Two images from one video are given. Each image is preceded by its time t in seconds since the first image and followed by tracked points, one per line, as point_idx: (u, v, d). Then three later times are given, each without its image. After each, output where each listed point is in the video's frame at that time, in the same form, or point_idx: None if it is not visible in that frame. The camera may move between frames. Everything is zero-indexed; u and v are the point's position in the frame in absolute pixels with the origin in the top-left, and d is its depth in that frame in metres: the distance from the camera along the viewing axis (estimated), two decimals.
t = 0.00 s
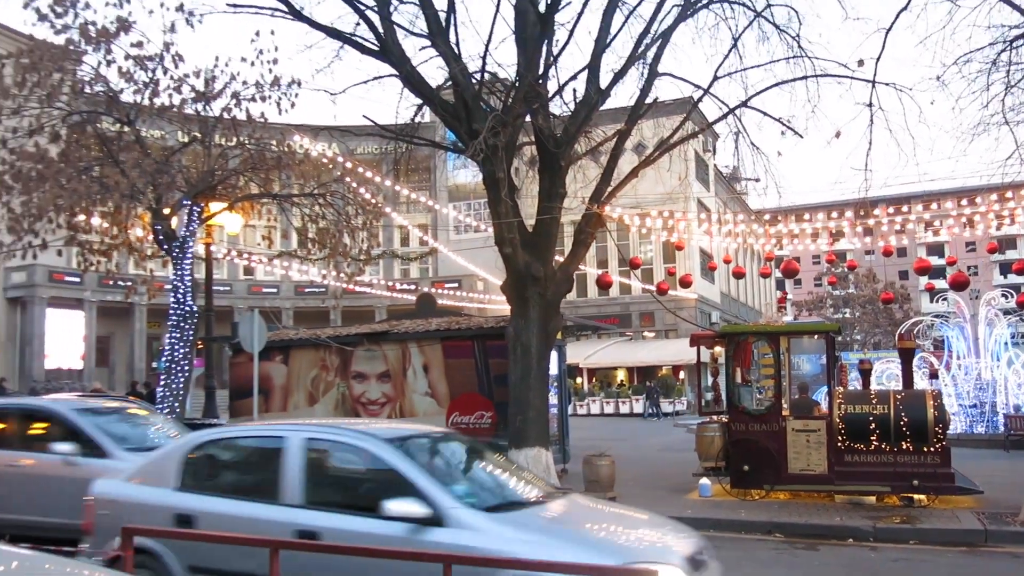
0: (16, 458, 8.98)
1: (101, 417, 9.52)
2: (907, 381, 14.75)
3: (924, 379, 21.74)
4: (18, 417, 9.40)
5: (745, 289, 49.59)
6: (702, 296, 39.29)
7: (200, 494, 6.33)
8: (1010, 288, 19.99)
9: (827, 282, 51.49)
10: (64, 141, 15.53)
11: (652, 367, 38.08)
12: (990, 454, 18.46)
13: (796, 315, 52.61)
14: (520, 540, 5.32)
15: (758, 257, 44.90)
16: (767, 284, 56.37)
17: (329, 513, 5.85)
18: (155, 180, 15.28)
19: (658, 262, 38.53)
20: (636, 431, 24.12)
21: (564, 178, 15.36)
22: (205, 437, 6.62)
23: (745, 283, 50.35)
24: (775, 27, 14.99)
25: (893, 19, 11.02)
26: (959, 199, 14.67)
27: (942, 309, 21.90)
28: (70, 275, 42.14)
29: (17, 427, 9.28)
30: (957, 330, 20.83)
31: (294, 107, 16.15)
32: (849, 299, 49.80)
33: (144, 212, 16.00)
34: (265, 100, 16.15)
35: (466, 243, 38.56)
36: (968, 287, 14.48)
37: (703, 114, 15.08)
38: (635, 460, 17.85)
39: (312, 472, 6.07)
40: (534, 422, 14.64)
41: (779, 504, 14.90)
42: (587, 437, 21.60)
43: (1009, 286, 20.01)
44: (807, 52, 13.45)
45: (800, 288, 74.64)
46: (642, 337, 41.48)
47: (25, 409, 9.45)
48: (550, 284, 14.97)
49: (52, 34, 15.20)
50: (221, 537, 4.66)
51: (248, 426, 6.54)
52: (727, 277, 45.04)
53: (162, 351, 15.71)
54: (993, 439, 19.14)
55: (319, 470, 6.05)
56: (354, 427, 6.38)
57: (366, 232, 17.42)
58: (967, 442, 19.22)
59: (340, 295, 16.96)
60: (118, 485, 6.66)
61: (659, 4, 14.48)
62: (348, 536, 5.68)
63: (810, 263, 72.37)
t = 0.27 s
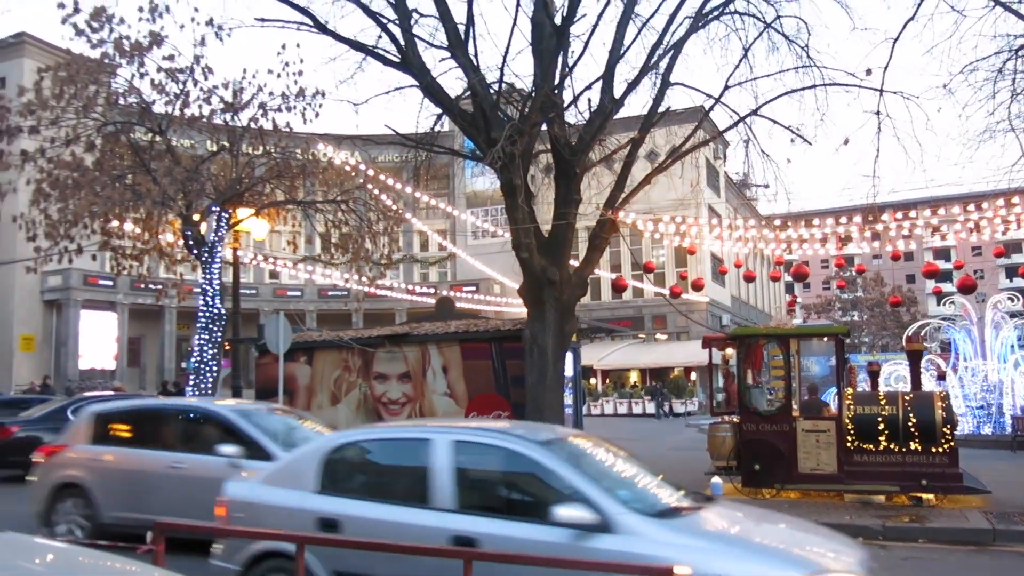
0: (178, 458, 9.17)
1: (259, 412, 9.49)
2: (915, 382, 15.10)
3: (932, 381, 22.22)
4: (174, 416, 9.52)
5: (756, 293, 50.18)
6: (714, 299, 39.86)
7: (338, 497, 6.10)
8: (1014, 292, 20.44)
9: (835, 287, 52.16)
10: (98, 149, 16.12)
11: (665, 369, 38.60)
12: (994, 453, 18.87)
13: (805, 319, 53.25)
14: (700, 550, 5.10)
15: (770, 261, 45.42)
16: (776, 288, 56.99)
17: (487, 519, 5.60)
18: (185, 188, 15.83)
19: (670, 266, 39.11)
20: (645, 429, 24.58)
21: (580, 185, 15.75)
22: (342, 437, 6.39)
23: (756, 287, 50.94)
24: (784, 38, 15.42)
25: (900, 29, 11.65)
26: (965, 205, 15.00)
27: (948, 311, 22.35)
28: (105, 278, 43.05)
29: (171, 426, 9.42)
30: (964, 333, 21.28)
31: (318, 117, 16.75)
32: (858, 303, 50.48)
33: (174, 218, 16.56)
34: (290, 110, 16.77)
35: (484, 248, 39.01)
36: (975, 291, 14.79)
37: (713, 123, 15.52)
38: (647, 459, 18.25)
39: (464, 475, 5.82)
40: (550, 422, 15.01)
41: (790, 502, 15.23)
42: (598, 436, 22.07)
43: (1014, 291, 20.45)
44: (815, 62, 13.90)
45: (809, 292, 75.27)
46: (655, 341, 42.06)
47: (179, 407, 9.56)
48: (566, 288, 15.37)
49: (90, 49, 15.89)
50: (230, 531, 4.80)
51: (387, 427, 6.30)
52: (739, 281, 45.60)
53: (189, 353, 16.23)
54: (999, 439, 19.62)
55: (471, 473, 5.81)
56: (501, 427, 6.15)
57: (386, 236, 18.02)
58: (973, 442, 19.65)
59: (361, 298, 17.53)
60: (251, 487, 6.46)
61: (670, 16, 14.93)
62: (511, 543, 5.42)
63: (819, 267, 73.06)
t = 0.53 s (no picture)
0: (357, 468, 9.05)
1: (431, 423, 9.37)
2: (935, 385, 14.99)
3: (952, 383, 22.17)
4: (347, 427, 9.39)
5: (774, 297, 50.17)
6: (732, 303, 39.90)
7: (516, 510, 5.89)
8: None
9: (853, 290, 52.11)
10: (123, 160, 16.42)
11: (683, 373, 38.63)
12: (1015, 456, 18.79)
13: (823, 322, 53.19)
14: (935, 564, 4.89)
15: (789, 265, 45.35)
16: (794, 292, 56.94)
17: (693, 533, 5.41)
18: (208, 197, 16.07)
19: (686, 270, 39.22)
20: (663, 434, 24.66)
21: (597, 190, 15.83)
22: (510, 448, 6.17)
23: (774, 291, 50.94)
24: (800, 42, 15.46)
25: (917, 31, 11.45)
26: (984, 207, 14.96)
27: (968, 314, 22.28)
28: (129, 286, 43.77)
29: (343, 435, 9.37)
30: (984, 335, 21.21)
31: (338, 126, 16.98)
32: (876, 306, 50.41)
33: (197, 226, 16.83)
34: (311, 119, 16.99)
35: (502, 254, 39.18)
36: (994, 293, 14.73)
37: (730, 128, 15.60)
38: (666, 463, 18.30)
39: (658, 486, 5.65)
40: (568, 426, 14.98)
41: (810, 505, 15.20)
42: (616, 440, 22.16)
43: None
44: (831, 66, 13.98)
45: (828, 295, 75.10)
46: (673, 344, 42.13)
47: (353, 417, 9.44)
48: (583, 292, 15.42)
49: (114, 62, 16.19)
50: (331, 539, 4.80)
51: (559, 436, 6.13)
52: (757, 285, 45.61)
53: (215, 358, 16.49)
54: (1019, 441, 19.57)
55: (663, 484, 5.64)
56: (683, 436, 5.96)
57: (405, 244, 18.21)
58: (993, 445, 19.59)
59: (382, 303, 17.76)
60: (411, 498, 6.22)
61: (686, 22, 15.02)
62: (722, 561, 5.22)
63: (837, 271, 72.96)
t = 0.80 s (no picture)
0: (503, 473, 8.70)
1: (570, 427, 9.09)
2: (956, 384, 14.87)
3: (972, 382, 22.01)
4: (483, 431, 9.09)
5: (791, 295, 49.99)
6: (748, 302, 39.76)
7: (690, 518, 5.48)
8: None
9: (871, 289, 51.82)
10: (142, 161, 16.53)
11: (699, 371, 38.55)
12: None
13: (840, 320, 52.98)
14: None
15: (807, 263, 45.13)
16: (812, 290, 56.74)
17: (897, 543, 5.02)
18: (226, 197, 16.13)
19: (702, 268, 39.12)
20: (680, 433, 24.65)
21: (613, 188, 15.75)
22: (677, 451, 5.78)
23: (791, 289, 50.73)
24: (818, 38, 15.35)
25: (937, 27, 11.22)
26: (1005, 204, 14.79)
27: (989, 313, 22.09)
28: (148, 286, 44.20)
29: (482, 438, 9.04)
30: (1006, 334, 21.02)
31: (354, 126, 17.02)
32: (894, 304, 50.13)
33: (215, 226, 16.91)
34: (328, 119, 17.01)
35: (518, 252, 39.18)
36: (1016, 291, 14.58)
37: (747, 125, 15.53)
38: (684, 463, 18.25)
39: (849, 493, 5.26)
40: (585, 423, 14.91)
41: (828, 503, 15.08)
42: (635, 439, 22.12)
43: None
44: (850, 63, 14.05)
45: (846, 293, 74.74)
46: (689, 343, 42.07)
47: (489, 421, 9.15)
48: (600, 291, 15.34)
49: (133, 64, 16.29)
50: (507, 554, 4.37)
51: (730, 438, 5.72)
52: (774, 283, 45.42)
53: (233, 357, 16.56)
54: None
55: (850, 489, 5.27)
56: (862, 437, 5.61)
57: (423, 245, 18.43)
58: (1013, 445, 19.42)
59: (399, 303, 17.84)
60: (567, 505, 5.80)
61: (703, 19, 14.94)
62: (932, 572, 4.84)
63: (856, 269, 72.57)
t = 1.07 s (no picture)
0: (633, 475, 7.91)
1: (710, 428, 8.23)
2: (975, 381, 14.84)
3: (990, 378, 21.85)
4: (608, 431, 8.32)
5: (808, 292, 49.77)
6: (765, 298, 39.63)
7: (888, 526, 5.01)
8: None
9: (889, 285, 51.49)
10: (160, 160, 16.66)
11: (716, 368, 38.47)
12: None
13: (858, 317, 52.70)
14: None
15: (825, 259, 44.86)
16: (830, 287, 56.46)
17: None
18: (243, 195, 16.18)
19: (719, 265, 39.03)
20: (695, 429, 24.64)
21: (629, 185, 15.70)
22: (866, 452, 5.33)
23: (809, 286, 50.49)
24: (836, 33, 15.24)
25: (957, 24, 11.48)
26: None
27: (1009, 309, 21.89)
28: (167, 283, 44.56)
29: (607, 438, 8.28)
30: None
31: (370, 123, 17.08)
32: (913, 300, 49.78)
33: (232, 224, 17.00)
34: (344, 118, 17.07)
35: (535, 249, 39.15)
36: None
37: (764, 121, 15.44)
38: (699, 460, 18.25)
39: None
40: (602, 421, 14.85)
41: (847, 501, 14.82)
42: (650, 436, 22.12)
43: None
44: (868, 57, 14.24)
45: (864, 289, 74.29)
46: (705, 339, 41.99)
47: (614, 420, 8.38)
48: (616, 288, 15.26)
49: (151, 63, 16.41)
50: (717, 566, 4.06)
51: (917, 439, 5.27)
52: (791, 279, 45.22)
53: (251, 354, 16.63)
54: None
55: None
56: None
57: (439, 241, 18.84)
58: None
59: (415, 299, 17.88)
60: (735, 510, 5.50)
61: (719, 14, 14.87)
62: None
63: (873, 265, 72.13)
